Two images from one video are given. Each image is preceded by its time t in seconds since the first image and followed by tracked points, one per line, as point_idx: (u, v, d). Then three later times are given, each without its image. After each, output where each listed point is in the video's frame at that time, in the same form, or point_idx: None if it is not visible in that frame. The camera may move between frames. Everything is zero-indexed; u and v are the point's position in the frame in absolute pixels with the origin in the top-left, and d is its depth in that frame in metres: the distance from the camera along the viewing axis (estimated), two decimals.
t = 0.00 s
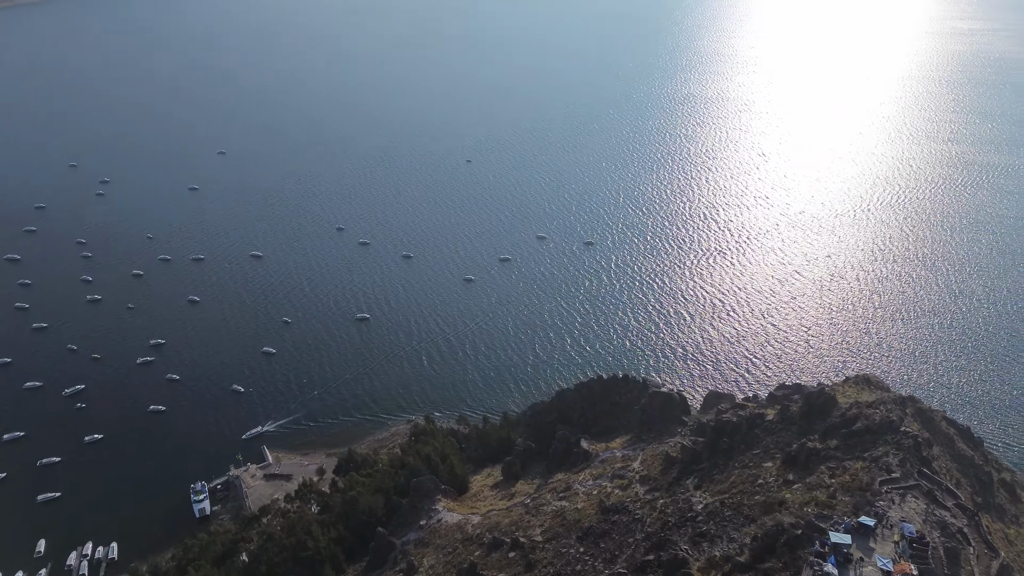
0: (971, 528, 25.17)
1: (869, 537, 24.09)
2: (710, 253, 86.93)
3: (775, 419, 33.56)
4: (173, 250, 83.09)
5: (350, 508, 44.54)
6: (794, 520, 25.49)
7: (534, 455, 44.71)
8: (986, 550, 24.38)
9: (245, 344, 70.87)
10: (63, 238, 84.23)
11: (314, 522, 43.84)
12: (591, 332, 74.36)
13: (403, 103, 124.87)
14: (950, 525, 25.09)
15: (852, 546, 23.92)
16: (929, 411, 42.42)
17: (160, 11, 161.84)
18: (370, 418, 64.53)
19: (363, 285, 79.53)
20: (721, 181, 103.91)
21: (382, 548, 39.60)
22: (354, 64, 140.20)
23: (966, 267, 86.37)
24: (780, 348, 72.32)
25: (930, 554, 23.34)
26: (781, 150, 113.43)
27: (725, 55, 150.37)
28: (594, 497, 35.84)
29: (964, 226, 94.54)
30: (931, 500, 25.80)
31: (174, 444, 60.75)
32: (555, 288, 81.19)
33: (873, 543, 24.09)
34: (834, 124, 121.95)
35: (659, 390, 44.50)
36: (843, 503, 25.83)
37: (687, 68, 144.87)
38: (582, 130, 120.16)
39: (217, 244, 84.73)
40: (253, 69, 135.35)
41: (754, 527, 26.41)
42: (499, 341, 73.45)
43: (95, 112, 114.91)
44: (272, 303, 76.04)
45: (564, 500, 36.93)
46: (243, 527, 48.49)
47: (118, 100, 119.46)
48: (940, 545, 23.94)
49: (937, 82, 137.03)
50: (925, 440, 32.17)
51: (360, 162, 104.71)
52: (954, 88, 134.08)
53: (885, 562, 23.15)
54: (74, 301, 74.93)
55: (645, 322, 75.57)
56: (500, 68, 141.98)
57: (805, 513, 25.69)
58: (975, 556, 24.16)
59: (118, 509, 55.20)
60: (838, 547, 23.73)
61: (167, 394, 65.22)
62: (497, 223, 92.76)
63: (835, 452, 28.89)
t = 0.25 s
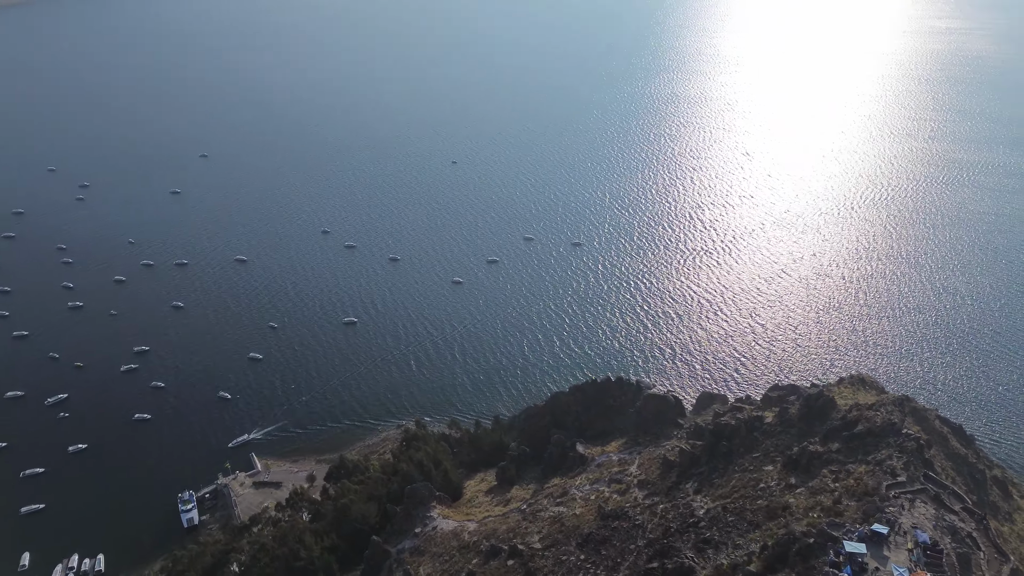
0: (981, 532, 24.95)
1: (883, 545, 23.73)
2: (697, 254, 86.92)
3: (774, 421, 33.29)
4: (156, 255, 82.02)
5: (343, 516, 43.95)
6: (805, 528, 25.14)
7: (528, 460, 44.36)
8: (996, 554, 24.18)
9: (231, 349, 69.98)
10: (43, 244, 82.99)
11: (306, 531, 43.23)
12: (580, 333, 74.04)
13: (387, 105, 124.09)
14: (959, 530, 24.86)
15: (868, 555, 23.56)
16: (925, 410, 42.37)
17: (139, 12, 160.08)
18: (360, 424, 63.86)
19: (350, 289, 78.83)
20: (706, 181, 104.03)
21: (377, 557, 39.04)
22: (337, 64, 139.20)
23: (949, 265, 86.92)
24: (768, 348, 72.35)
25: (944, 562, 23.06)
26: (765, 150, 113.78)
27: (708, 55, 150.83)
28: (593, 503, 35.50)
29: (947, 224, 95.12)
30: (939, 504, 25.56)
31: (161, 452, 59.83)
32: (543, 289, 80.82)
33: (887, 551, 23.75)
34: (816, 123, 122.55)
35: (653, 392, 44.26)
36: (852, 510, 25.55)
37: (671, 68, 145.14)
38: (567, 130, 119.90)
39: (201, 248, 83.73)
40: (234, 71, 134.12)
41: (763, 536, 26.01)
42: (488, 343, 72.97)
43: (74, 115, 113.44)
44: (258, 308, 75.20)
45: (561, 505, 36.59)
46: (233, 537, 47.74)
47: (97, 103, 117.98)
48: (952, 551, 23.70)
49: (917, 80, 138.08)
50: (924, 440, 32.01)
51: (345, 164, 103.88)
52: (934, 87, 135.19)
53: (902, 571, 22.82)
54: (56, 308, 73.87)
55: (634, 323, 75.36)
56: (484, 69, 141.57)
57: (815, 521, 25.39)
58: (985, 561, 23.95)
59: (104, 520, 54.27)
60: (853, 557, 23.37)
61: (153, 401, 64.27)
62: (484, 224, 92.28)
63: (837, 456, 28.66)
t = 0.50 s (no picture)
0: (991, 535, 24.58)
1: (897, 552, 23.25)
2: (687, 254, 86.88)
3: (775, 424, 33.05)
4: (142, 259, 81.18)
5: (337, 523, 43.40)
6: (816, 537, 24.73)
7: (525, 464, 43.99)
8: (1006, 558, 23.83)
9: (221, 354, 69.26)
10: (27, 250, 82.11)
11: (301, 539, 42.68)
12: (572, 334, 73.75)
13: (375, 106, 123.46)
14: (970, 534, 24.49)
15: (883, 564, 23.06)
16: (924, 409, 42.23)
17: (122, 13, 158.73)
18: (352, 429, 63.26)
19: (339, 292, 78.25)
20: (695, 181, 104.09)
21: (373, 564, 38.47)
22: (324, 66, 138.40)
23: (937, 263, 87.35)
24: (760, 348, 72.35)
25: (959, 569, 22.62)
26: (753, 150, 114.03)
27: (694, 55, 151.17)
28: (592, 509, 35.15)
29: (934, 222, 95.58)
30: (947, 508, 25.20)
31: (150, 460, 59.04)
32: (535, 290, 80.45)
33: (901, 558, 23.29)
34: (803, 123, 123.02)
35: (650, 394, 44.02)
36: (861, 515, 25.30)
37: (658, 68, 145.35)
38: (556, 130, 119.71)
39: (188, 252, 82.91)
40: (219, 73, 133.14)
41: (775, 546, 25.59)
42: (480, 345, 72.54)
43: (57, 119, 112.32)
44: (247, 312, 74.48)
45: (560, 510, 36.26)
46: (225, 545, 47.06)
47: (81, 106, 116.85)
48: (964, 557, 23.30)
49: (902, 79, 138.92)
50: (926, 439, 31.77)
51: (333, 167, 103.23)
52: (919, 85, 136.07)
53: None
54: (42, 315, 73.08)
55: (626, 323, 75.13)
56: (472, 69, 141.16)
57: (825, 529, 25.04)
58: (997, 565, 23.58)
59: (92, 530, 53.43)
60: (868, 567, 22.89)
61: (141, 408, 63.47)
62: (474, 226, 91.87)
63: (840, 458, 28.46)
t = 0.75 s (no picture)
0: (1002, 540, 24.25)
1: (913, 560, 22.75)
2: (676, 254, 86.83)
3: (776, 428, 32.85)
4: (127, 264, 80.23)
5: (332, 531, 42.86)
6: (831, 546, 24.23)
7: (522, 469, 43.65)
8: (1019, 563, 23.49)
9: (209, 360, 68.45)
10: (9, 256, 81.03)
11: (294, 548, 42.11)
12: (563, 335, 73.38)
13: (361, 107, 122.72)
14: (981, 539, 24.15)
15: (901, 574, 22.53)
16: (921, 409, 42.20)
17: (103, 15, 157.14)
18: (343, 434, 62.62)
19: (328, 295, 77.55)
20: (683, 181, 104.13)
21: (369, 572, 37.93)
22: (309, 67, 137.47)
23: (924, 262, 87.80)
24: (751, 347, 72.34)
25: None
26: (739, 149, 114.21)
27: (679, 54, 151.41)
28: (593, 514, 34.83)
29: (921, 221, 96.07)
30: (957, 512, 24.87)
31: (137, 468, 58.15)
32: (525, 292, 80.08)
33: (918, 567, 22.76)
34: (788, 122, 123.41)
35: (647, 397, 43.76)
36: (869, 521, 25.00)
37: (645, 68, 145.48)
38: (543, 131, 119.47)
39: (173, 256, 81.98)
40: (203, 74, 131.99)
41: (787, 554, 25.08)
42: (471, 348, 72.08)
43: (38, 123, 111.06)
44: (235, 317, 73.68)
45: (559, 517, 35.89)
46: (217, 555, 46.36)
47: (62, 110, 115.50)
48: (979, 564, 22.89)
49: (885, 78, 139.70)
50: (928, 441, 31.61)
51: (320, 169, 102.45)
52: (902, 84, 136.88)
53: None
54: (25, 322, 72.10)
55: (617, 324, 74.89)
56: (458, 70, 140.61)
57: (838, 537, 24.57)
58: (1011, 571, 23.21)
59: (80, 540, 52.55)
60: None
61: (129, 416, 62.58)
62: (462, 228, 91.42)
63: (845, 463, 28.24)
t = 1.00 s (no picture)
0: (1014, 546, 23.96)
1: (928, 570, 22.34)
2: (667, 254, 86.73)
3: (777, 430, 32.57)
4: (114, 269, 79.47)
5: (327, 539, 42.36)
6: (843, 555, 23.83)
7: (519, 473, 43.35)
8: None
9: (198, 365, 67.75)
10: None
11: (289, 556, 41.59)
12: (555, 336, 73.04)
13: (349, 109, 122.07)
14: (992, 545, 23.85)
15: None
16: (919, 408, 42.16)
17: (86, 17, 155.87)
18: (336, 439, 62.04)
19: (318, 298, 77.02)
20: (672, 181, 104.12)
21: None
22: (296, 69, 136.74)
23: (913, 260, 88.10)
24: (742, 347, 72.24)
25: None
26: (728, 149, 114.34)
27: (666, 54, 151.56)
28: (593, 519, 34.52)
29: (909, 220, 96.44)
30: (967, 518, 24.54)
31: (127, 475, 57.39)
32: (517, 293, 79.72)
33: None
34: (775, 122, 123.68)
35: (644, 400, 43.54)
36: (879, 528, 24.64)
37: (633, 68, 145.56)
38: (532, 131, 119.21)
39: (160, 260, 81.17)
40: (188, 77, 131.09)
41: (796, 563, 24.64)
42: (463, 350, 71.66)
43: (22, 129, 110.15)
44: (224, 321, 72.99)
45: (559, 522, 35.55)
46: (210, 564, 45.75)
47: (45, 114, 114.49)
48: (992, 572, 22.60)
49: (871, 77, 140.36)
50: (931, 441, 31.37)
51: (308, 172, 101.82)
52: (888, 83, 137.53)
53: None
54: (11, 329, 71.37)
55: (608, 324, 74.61)
56: (446, 70, 140.17)
57: (850, 546, 24.17)
58: None
59: (69, 549, 51.79)
60: None
61: (117, 423, 61.82)
62: (452, 229, 91.00)
63: (849, 466, 27.93)
